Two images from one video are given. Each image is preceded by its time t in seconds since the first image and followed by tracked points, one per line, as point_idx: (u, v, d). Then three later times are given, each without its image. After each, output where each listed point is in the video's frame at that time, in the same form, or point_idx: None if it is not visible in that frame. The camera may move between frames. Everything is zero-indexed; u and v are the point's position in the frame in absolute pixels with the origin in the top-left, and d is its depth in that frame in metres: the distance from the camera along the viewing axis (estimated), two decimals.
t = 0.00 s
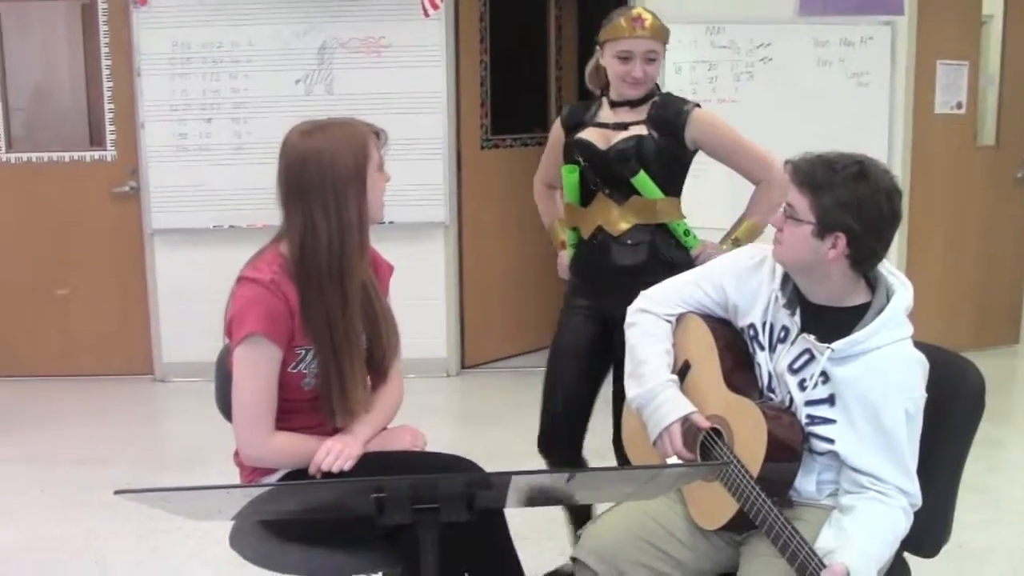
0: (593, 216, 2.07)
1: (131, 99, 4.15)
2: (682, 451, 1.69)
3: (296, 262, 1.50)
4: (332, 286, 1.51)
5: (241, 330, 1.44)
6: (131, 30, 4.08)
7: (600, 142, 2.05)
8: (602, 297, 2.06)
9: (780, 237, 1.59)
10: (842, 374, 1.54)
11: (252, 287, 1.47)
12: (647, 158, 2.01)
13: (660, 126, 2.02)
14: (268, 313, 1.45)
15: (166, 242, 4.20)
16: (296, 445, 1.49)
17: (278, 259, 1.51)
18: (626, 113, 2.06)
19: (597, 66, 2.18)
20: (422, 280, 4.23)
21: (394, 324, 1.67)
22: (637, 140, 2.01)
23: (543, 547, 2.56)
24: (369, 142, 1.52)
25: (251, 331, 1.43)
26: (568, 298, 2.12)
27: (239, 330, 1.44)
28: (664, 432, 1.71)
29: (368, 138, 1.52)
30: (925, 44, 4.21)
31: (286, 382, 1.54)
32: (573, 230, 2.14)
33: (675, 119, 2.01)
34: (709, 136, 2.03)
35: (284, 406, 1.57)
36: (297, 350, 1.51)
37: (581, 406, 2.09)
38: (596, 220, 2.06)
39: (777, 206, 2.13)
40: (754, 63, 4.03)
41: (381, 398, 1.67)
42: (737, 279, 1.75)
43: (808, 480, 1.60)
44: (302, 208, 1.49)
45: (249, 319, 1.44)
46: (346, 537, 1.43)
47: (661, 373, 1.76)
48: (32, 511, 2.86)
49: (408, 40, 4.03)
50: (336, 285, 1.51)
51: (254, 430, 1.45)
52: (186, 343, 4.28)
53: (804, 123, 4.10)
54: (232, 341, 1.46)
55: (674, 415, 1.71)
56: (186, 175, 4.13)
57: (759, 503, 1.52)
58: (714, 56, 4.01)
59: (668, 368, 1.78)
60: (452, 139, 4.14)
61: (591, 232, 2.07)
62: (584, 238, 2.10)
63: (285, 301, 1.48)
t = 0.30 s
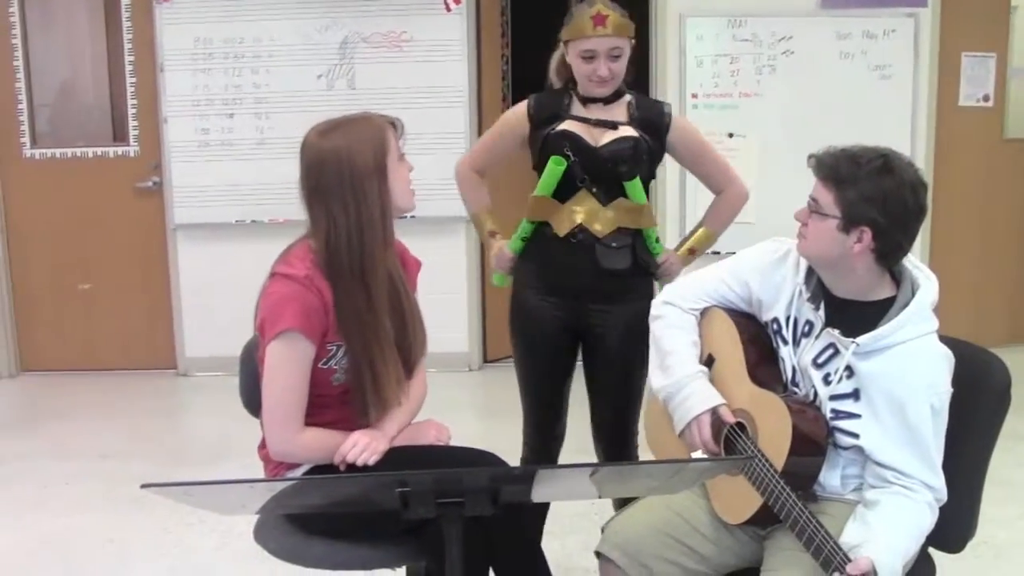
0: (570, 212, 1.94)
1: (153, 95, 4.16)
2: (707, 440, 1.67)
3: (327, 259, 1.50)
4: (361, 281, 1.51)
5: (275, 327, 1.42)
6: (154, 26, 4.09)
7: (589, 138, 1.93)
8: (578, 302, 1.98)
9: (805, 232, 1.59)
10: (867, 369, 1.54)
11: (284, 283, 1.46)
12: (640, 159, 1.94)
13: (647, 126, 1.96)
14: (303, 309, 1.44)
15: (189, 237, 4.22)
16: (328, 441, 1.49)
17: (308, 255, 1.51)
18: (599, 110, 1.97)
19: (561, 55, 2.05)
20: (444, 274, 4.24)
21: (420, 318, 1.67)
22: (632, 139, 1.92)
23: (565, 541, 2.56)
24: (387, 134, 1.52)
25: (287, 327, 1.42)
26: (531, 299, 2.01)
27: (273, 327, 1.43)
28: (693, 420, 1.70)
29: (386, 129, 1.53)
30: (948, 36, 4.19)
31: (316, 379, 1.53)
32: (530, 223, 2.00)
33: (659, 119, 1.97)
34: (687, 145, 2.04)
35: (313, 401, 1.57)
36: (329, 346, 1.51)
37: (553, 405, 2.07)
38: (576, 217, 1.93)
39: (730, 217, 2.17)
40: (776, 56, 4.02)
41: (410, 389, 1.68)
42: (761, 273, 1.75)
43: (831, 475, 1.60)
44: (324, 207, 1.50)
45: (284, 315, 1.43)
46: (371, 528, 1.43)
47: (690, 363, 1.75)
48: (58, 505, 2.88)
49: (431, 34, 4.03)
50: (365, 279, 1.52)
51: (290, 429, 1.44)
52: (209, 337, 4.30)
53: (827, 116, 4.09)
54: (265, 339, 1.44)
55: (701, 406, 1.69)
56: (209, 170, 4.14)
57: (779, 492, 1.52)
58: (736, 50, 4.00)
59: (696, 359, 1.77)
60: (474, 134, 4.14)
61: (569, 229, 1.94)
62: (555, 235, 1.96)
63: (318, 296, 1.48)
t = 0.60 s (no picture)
0: (563, 212, 1.93)
1: (177, 90, 4.17)
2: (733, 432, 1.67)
3: (351, 250, 1.50)
4: (385, 273, 1.51)
5: (297, 315, 1.43)
6: (179, 21, 4.10)
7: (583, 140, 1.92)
8: (570, 305, 1.97)
9: (829, 228, 1.59)
10: (891, 366, 1.53)
11: (305, 272, 1.47)
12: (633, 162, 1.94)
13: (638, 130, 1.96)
14: (323, 299, 1.45)
15: (213, 231, 4.23)
16: (348, 432, 1.49)
17: (331, 246, 1.52)
18: (591, 112, 1.96)
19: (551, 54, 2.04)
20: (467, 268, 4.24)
21: (443, 315, 1.67)
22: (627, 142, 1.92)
23: (587, 537, 2.56)
24: (422, 130, 1.52)
25: (307, 315, 1.43)
26: (522, 302, 2.01)
27: (295, 314, 1.44)
28: (716, 411, 1.69)
29: (419, 124, 1.52)
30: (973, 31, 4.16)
31: (337, 370, 1.54)
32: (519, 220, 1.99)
33: (652, 122, 1.97)
34: (674, 149, 2.03)
35: (335, 395, 1.57)
36: (349, 337, 1.51)
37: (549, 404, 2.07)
38: (568, 218, 1.93)
39: (713, 217, 2.16)
40: (801, 51, 4.00)
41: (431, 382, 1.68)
42: (785, 268, 1.75)
43: (853, 471, 1.58)
44: (356, 196, 1.50)
45: (306, 304, 1.44)
46: (396, 523, 1.43)
47: (716, 356, 1.75)
48: (82, 498, 2.89)
49: (454, 29, 4.04)
50: (389, 272, 1.51)
51: (307, 418, 1.45)
52: (232, 331, 4.31)
53: (851, 111, 4.07)
54: (285, 326, 1.45)
55: (723, 399, 1.69)
56: (233, 165, 4.16)
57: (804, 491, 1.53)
58: (760, 44, 3.99)
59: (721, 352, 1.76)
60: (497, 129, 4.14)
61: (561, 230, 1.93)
62: (547, 232, 1.95)
63: (338, 285, 1.48)
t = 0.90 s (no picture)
0: (567, 213, 1.93)
1: (194, 89, 4.19)
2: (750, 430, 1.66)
3: (360, 248, 1.51)
4: (394, 269, 1.52)
5: (309, 313, 1.44)
6: (195, 21, 4.12)
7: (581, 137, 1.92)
8: (582, 304, 1.98)
9: (873, 238, 1.56)
10: (926, 357, 1.52)
11: (316, 271, 1.48)
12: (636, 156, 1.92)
13: (638, 122, 1.95)
14: (334, 297, 1.45)
15: (230, 231, 4.25)
16: (364, 430, 1.49)
17: (342, 244, 1.52)
18: (591, 106, 1.95)
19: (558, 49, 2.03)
20: (483, 266, 4.25)
21: (455, 310, 1.68)
22: (627, 135, 1.91)
23: (603, 535, 2.56)
24: (422, 125, 1.53)
25: (320, 313, 1.43)
26: (533, 304, 2.01)
27: (307, 313, 1.44)
28: (733, 412, 1.68)
29: (420, 120, 1.53)
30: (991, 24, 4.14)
31: (351, 368, 1.54)
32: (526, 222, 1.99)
33: (653, 113, 1.96)
34: (684, 140, 2.02)
35: (349, 393, 1.57)
36: (363, 334, 1.51)
37: (565, 402, 2.08)
38: (572, 221, 1.93)
39: (729, 204, 2.15)
40: (816, 47, 4.00)
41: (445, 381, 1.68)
42: (820, 255, 1.73)
43: (870, 464, 1.58)
44: (360, 193, 1.51)
45: (318, 302, 1.44)
46: (410, 520, 1.43)
47: (735, 356, 1.74)
48: (101, 497, 2.91)
49: (470, 27, 4.04)
50: (399, 268, 1.52)
51: (322, 415, 1.45)
52: (250, 330, 4.33)
53: (867, 106, 4.06)
54: (299, 325, 1.46)
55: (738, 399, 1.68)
56: (250, 163, 4.17)
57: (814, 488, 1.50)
58: (776, 41, 3.98)
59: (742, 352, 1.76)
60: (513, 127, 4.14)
61: (564, 233, 1.94)
62: (552, 234, 1.95)
63: (349, 283, 1.49)
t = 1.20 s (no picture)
0: (565, 217, 1.93)
1: (197, 86, 4.19)
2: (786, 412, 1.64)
3: (357, 248, 1.51)
4: (389, 269, 1.51)
5: (303, 312, 1.44)
6: (199, 18, 4.13)
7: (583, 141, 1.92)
8: (582, 308, 1.98)
9: (933, 272, 1.56)
10: (978, 367, 1.52)
11: (311, 269, 1.48)
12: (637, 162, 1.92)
13: (638, 126, 1.96)
14: (328, 295, 1.45)
15: (231, 229, 4.26)
16: (355, 429, 1.49)
17: (339, 243, 1.52)
18: (592, 110, 1.95)
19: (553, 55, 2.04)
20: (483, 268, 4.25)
21: (451, 312, 1.67)
22: (629, 141, 1.91)
23: (597, 538, 2.56)
24: (425, 128, 1.53)
25: (313, 311, 1.43)
26: (532, 305, 2.01)
27: (301, 311, 1.44)
28: (773, 390, 1.66)
29: (423, 122, 1.54)
30: (992, 34, 4.15)
31: (345, 367, 1.54)
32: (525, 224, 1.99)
33: (655, 116, 1.97)
34: (681, 141, 2.02)
35: (342, 392, 1.57)
36: (357, 333, 1.51)
37: (562, 405, 2.08)
38: (572, 225, 1.93)
39: (726, 209, 2.15)
40: (819, 54, 3.99)
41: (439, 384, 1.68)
42: (882, 262, 1.69)
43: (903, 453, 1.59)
44: (360, 193, 1.51)
45: (312, 300, 1.44)
46: (403, 521, 1.43)
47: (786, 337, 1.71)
48: (97, 494, 2.91)
49: (473, 29, 4.04)
50: (395, 269, 1.52)
51: (313, 413, 1.45)
52: (249, 328, 4.33)
53: (868, 113, 4.07)
54: (293, 323, 1.46)
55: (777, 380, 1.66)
56: (251, 161, 4.17)
57: (844, 469, 1.52)
58: (779, 46, 3.97)
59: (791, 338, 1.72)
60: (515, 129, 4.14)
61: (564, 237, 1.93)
62: (553, 238, 1.95)
63: (344, 283, 1.49)
